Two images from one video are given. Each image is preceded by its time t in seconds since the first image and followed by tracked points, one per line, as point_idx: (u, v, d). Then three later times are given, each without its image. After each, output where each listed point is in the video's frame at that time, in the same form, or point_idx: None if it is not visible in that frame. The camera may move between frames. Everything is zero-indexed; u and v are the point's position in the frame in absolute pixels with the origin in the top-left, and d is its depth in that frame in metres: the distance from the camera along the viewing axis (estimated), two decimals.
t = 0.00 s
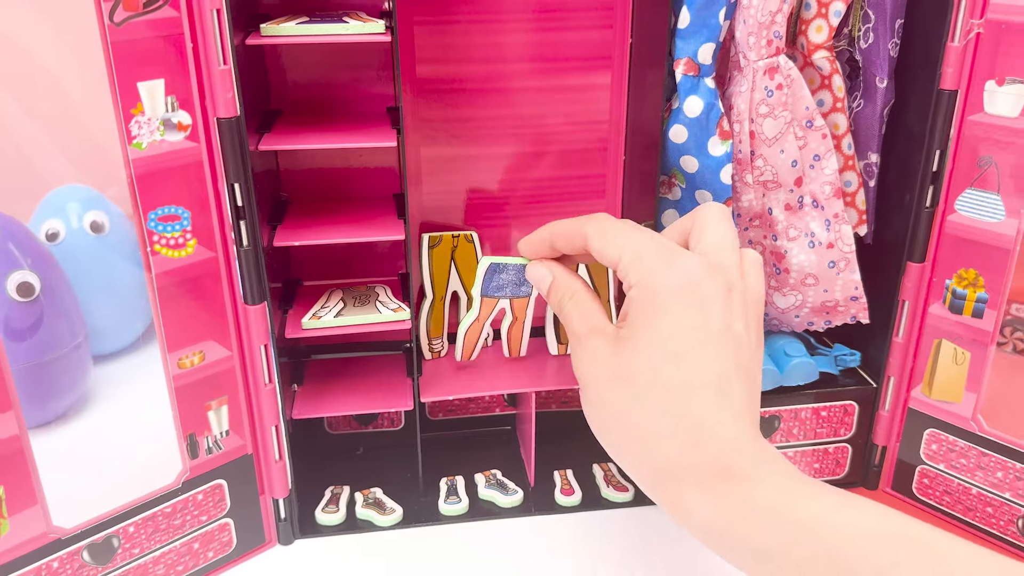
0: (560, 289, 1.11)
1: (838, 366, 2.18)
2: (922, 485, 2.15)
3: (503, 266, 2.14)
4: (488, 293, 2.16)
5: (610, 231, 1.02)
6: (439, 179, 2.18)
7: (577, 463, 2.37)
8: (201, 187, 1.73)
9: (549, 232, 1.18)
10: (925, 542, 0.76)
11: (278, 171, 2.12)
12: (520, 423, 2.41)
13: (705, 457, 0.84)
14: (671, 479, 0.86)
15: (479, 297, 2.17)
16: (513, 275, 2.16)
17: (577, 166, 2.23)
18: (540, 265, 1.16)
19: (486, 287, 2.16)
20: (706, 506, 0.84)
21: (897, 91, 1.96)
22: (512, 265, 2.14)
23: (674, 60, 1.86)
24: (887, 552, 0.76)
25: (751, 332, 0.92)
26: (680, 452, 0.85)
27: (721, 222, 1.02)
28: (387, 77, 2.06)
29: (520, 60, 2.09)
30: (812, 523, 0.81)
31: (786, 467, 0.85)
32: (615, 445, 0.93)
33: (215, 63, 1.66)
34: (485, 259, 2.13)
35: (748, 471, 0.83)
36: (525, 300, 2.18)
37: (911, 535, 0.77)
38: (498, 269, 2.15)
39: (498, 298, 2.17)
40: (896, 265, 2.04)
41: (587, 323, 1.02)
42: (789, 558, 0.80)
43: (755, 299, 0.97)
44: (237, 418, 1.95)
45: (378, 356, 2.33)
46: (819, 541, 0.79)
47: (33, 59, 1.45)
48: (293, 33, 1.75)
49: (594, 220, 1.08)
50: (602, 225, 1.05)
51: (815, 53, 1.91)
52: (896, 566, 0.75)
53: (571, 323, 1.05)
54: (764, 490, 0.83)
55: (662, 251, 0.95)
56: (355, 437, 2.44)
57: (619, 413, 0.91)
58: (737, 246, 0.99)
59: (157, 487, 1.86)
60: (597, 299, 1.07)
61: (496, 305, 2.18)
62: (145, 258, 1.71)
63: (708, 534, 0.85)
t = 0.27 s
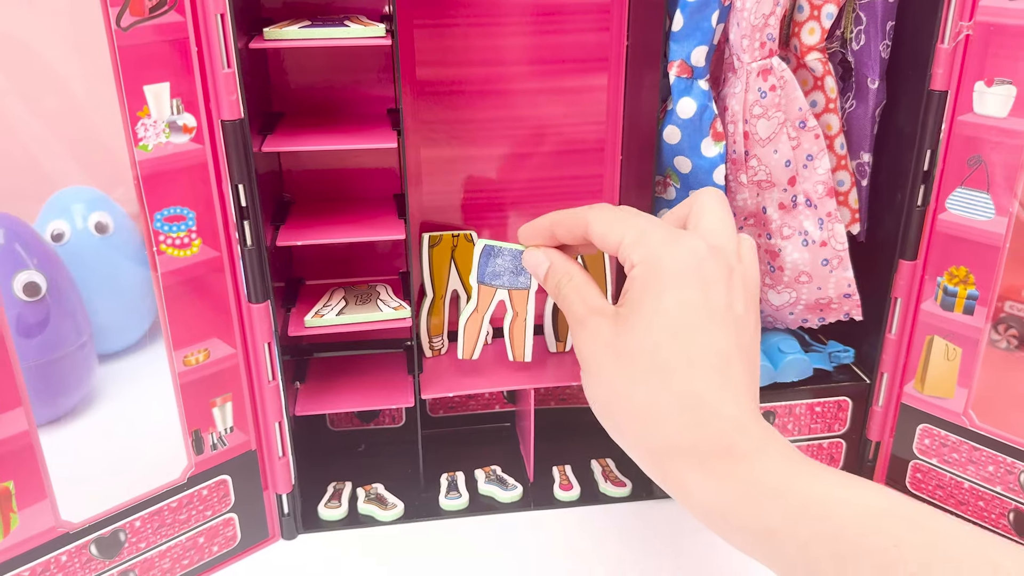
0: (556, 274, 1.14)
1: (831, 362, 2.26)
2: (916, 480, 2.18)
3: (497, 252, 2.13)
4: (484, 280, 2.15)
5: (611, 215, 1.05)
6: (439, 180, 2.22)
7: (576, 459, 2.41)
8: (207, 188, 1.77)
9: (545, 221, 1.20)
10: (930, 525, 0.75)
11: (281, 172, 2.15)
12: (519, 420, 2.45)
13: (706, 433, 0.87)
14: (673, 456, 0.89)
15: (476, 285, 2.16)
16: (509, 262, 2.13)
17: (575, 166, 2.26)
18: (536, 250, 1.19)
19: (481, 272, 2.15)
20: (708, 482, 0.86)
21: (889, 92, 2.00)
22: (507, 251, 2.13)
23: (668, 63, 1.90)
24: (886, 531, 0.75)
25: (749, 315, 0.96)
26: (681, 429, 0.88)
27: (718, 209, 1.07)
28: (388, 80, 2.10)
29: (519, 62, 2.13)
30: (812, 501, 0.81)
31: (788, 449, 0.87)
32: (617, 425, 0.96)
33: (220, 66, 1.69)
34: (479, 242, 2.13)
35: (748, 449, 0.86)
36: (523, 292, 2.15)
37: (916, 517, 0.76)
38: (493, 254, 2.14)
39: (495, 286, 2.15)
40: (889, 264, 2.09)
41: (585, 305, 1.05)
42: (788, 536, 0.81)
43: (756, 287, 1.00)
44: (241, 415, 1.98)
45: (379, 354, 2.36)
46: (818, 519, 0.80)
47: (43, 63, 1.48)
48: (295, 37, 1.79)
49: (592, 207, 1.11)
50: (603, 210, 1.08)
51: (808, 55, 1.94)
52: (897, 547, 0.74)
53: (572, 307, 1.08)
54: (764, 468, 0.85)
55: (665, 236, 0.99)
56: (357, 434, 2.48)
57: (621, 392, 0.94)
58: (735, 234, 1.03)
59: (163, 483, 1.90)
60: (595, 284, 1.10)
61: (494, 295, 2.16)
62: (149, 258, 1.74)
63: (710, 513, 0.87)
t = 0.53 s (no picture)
0: (555, 270, 1.16)
1: (822, 362, 2.33)
2: (904, 477, 2.24)
3: (497, 251, 2.18)
4: (485, 281, 2.19)
5: (613, 209, 1.08)
6: (439, 186, 2.28)
7: (573, 457, 2.47)
8: (215, 196, 1.83)
9: (545, 221, 1.23)
10: (937, 512, 0.75)
11: (286, 179, 2.22)
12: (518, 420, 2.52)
13: (711, 418, 0.89)
14: (680, 444, 0.90)
15: (478, 285, 2.21)
16: (509, 262, 2.18)
17: (572, 172, 2.32)
18: (536, 250, 1.21)
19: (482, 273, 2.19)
20: (716, 469, 0.87)
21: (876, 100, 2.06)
22: (506, 250, 2.18)
23: (660, 73, 1.95)
24: (891, 518, 0.75)
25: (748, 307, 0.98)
26: (686, 416, 0.89)
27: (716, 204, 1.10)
28: (389, 89, 2.17)
29: (516, 72, 2.19)
30: (817, 486, 0.81)
31: (792, 439, 0.88)
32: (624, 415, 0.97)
33: (229, 79, 1.75)
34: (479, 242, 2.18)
35: (753, 436, 0.87)
36: (524, 294, 2.18)
37: (923, 507, 0.76)
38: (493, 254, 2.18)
39: (496, 286, 2.20)
40: (876, 266, 2.15)
41: (585, 298, 1.06)
42: (794, 523, 0.81)
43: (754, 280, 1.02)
44: (248, 415, 2.05)
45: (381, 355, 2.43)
46: (822, 505, 0.80)
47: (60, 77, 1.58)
48: (299, 49, 1.85)
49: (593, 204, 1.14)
50: (606, 205, 1.11)
51: (796, 64, 2.00)
52: (903, 536, 0.74)
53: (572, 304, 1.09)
54: (769, 455, 0.86)
55: (667, 229, 1.02)
56: (360, 433, 2.54)
57: (625, 383, 0.95)
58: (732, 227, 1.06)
59: (173, 481, 1.96)
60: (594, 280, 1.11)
61: (495, 296, 2.20)
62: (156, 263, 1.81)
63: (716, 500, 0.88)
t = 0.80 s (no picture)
0: (556, 246, 1.27)
1: (808, 352, 2.42)
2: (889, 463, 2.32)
3: (497, 233, 2.17)
4: (485, 263, 2.20)
5: (616, 185, 1.22)
6: (440, 183, 2.36)
7: (570, 446, 2.55)
8: (225, 191, 1.91)
9: (547, 199, 1.34)
10: (946, 477, 0.80)
11: (292, 176, 2.30)
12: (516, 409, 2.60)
13: (726, 384, 0.97)
14: (696, 409, 0.97)
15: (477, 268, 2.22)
16: (508, 244, 2.18)
17: (567, 169, 2.40)
18: (535, 230, 1.32)
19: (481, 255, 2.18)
20: (731, 430, 0.94)
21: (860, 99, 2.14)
22: (506, 233, 2.17)
23: (651, 73, 2.03)
24: (903, 480, 0.81)
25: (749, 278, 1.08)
26: (699, 373, 0.97)
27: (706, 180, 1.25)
28: (391, 89, 2.25)
29: (514, 72, 2.27)
30: (829, 447, 0.88)
31: (803, 406, 0.95)
32: (641, 385, 1.04)
33: (237, 80, 1.84)
34: (478, 225, 2.17)
35: (766, 399, 0.95)
36: (524, 276, 2.22)
37: (934, 471, 0.81)
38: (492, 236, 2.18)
39: (495, 268, 2.21)
40: (861, 259, 2.23)
41: (587, 270, 1.17)
42: (807, 482, 0.87)
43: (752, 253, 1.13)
44: (255, 403, 2.13)
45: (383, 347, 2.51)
46: (835, 466, 0.86)
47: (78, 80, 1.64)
48: (305, 51, 1.93)
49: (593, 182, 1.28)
50: (607, 181, 1.24)
51: (782, 64, 2.08)
52: (915, 498, 0.79)
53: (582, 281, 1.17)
54: (781, 419, 0.93)
55: (671, 197, 1.13)
56: (364, 423, 2.62)
57: (643, 353, 1.02)
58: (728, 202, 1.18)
59: (184, 466, 2.04)
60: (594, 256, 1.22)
61: (495, 279, 2.23)
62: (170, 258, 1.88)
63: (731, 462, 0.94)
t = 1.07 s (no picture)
0: (553, 241, 1.33)
1: (797, 342, 2.51)
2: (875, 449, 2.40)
3: (493, 232, 2.13)
4: (484, 264, 2.15)
5: (610, 172, 1.31)
6: (439, 178, 2.44)
7: (566, 433, 2.63)
8: (232, 185, 1.99)
9: (544, 193, 1.42)
10: (954, 454, 0.83)
11: (296, 172, 2.37)
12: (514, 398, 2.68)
13: (734, 361, 1.02)
14: (706, 385, 1.02)
15: (475, 270, 2.15)
16: (505, 243, 2.14)
17: (563, 164, 2.48)
18: (530, 227, 1.38)
19: (480, 256, 2.15)
20: (739, 404, 0.99)
21: (845, 96, 2.22)
22: (502, 231, 2.12)
23: (643, 72, 2.10)
24: (910, 456, 0.84)
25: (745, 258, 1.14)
26: (705, 349, 1.03)
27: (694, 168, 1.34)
28: (392, 87, 2.32)
29: (511, 71, 2.34)
30: (836, 421, 0.92)
31: (809, 381, 0.99)
32: (652, 363, 1.09)
33: (244, 78, 1.91)
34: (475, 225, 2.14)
35: (770, 370, 1.00)
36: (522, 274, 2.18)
37: (942, 449, 0.84)
38: (489, 235, 2.14)
39: (494, 269, 2.16)
40: (847, 252, 2.30)
41: (589, 258, 1.23)
42: (815, 454, 0.90)
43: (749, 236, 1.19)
44: (262, 390, 2.21)
45: (385, 337, 2.59)
46: (843, 439, 0.89)
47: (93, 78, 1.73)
48: (310, 50, 2.01)
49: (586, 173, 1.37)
50: (601, 171, 1.33)
51: (770, 63, 2.16)
52: (924, 475, 0.82)
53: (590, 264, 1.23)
54: (788, 394, 0.97)
55: (667, 181, 1.22)
56: (365, 411, 2.70)
57: (654, 332, 1.08)
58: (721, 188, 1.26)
59: (194, 450, 2.12)
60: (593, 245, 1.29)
61: (494, 280, 2.21)
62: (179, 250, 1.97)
63: (738, 435, 0.98)
